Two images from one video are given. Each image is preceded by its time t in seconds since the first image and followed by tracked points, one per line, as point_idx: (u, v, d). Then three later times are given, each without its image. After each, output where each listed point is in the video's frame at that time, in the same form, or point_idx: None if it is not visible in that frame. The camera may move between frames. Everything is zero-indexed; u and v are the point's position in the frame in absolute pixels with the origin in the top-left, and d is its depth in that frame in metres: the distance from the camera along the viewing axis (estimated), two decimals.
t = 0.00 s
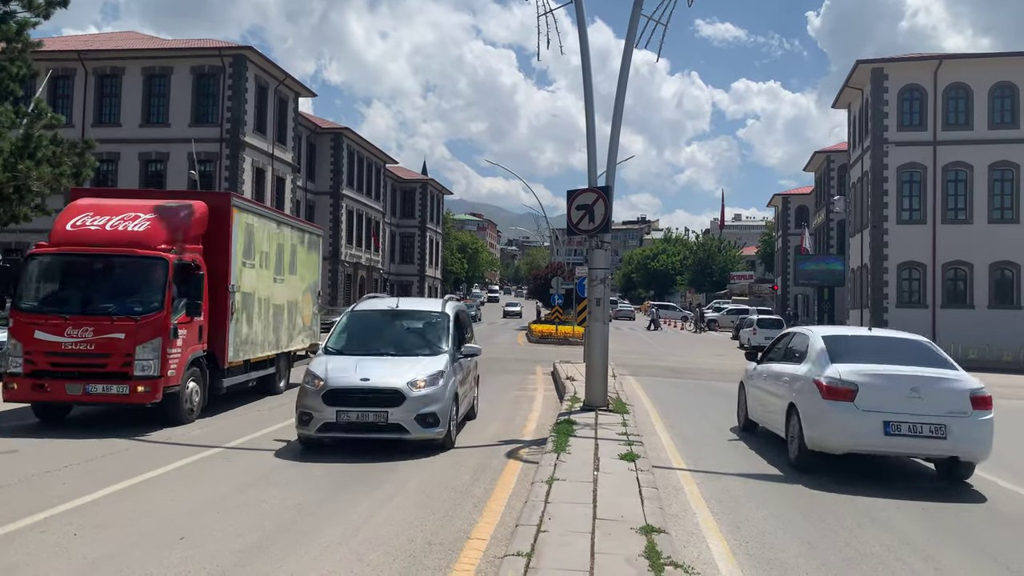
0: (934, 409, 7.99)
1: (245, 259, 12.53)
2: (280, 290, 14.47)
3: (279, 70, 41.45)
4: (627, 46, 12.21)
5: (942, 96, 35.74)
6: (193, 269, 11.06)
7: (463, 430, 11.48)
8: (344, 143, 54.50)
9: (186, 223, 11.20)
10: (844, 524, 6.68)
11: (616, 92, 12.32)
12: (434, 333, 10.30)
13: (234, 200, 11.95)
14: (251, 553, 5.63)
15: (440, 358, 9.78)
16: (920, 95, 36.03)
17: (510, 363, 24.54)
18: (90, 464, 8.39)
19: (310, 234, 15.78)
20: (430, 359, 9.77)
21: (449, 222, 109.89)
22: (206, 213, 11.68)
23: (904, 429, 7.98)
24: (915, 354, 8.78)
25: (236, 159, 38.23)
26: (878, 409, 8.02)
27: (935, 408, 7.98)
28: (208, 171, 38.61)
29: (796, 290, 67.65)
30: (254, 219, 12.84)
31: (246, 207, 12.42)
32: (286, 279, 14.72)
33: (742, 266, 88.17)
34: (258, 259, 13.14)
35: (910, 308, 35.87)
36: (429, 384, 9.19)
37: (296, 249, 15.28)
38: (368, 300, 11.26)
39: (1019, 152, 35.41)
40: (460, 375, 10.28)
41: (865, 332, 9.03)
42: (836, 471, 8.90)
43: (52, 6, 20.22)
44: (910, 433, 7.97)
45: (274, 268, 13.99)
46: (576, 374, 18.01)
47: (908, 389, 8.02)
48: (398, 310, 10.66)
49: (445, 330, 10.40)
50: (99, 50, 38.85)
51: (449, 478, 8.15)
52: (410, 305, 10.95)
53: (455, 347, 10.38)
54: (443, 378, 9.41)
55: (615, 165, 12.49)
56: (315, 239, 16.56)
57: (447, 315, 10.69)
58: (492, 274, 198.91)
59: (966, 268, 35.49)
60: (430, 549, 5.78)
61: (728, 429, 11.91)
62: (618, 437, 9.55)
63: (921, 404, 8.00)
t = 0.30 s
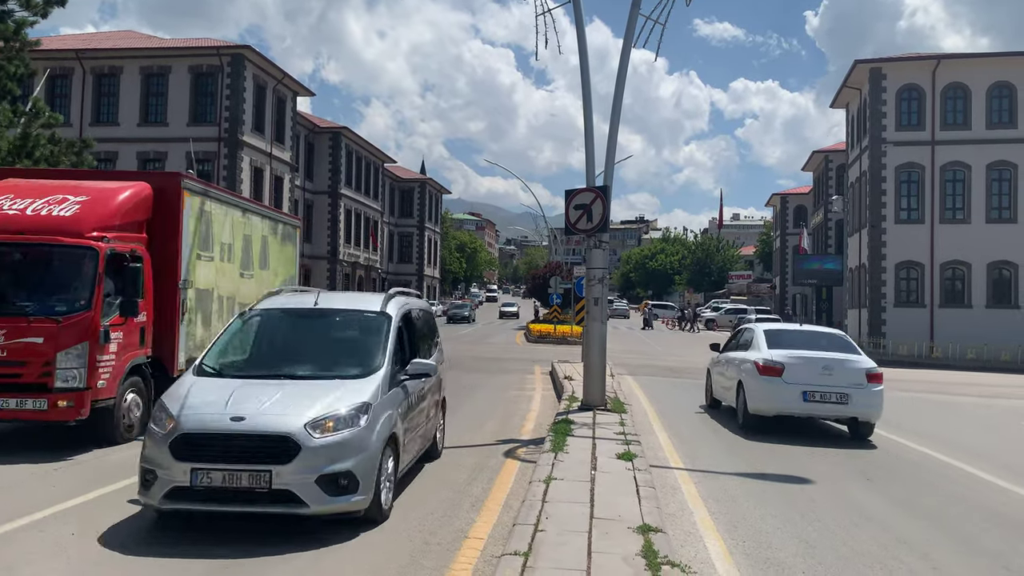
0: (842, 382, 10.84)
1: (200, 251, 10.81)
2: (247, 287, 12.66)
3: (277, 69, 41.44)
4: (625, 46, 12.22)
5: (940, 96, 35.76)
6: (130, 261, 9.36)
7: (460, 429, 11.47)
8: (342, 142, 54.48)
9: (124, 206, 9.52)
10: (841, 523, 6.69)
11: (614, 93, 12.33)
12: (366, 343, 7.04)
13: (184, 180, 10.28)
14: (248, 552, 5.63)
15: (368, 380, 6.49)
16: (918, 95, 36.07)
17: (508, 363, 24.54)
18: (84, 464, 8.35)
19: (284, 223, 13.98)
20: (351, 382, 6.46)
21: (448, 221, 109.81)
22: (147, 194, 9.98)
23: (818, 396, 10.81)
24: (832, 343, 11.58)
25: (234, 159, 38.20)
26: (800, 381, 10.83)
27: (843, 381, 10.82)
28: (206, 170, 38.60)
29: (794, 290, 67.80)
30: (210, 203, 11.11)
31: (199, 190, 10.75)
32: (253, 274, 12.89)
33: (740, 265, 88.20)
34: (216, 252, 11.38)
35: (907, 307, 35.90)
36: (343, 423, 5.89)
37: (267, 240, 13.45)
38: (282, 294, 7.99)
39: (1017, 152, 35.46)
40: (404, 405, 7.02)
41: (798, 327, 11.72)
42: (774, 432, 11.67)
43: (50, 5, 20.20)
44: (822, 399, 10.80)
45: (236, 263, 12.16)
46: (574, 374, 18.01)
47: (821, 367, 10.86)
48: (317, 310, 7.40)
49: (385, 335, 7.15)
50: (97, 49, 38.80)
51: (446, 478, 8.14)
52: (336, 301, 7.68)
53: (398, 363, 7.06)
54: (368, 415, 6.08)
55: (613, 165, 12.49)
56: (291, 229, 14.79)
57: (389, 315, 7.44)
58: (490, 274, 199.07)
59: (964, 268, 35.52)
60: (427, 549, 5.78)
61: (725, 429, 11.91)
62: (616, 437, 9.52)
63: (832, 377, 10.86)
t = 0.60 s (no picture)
0: (785, 368, 13.23)
1: (134, 244, 7.89)
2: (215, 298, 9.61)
3: (275, 69, 41.42)
4: (623, 46, 12.23)
5: (938, 96, 35.80)
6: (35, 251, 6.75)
7: (458, 429, 11.47)
8: (341, 142, 54.48)
9: (36, 182, 7.07)
10: (839, 522, 6.71)
11: (612, 92, 12.32)
12: (179, 370, 3.63)
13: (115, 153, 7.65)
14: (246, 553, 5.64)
15: (135, 460, 3.09)
16: (916, 95, 36.11)
17: (507, 362, 24.57)
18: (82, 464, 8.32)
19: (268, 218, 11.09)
20: (94, 468, 3.03)
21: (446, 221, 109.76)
22: (68, 170, 7.43)
23: (766, 379, 13.22)
24: (783, 338, 13.99)
25: (233, 158, 38.16)
26: (751, 366, 13.28)
27: (786, 367, 13.22)
28: (204, 169, 38.59)
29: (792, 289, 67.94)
30: (152, 183, 8.24)
31: (134, 165, 7.97)
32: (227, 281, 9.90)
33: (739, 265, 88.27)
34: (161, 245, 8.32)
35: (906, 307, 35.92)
36: (36, 571, 2.53)
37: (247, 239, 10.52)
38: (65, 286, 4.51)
39: (1016, 152, 35.48)
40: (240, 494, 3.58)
41: (755, 325, 14.14)
42: (734, 409, 14.09)
43: (48, 5, 20.16)
44: (769, 381, 13.21)
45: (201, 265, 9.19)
46: (572, 374, 18.03)
47: (769, 355, 13.27)
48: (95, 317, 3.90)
49: (215, 353, 3.72)
50: (95, 49, 38.78)
51: (445, 478, 8.12)
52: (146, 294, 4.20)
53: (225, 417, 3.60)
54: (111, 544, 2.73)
55: (611, 165, 12.48)
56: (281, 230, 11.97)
57: (225, 320, 3.89)
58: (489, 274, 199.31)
59: (962, 268, 35.56)
60: (425, 548, 5.78)
61: (723, 429, 11.94)
62: (614, 437, 9.51)
63: (778, 363, 13.27)
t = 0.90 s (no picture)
0: (748, 358, 15.73)
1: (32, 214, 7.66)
2: (100, 270, 8.83)
3: (274, 68, 41.38)
4: (622, 45, 12.24)
5: (937, 95, 35.84)
6: None
7: (456, 429, 11.50)
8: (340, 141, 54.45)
9: None
10: (837, 521, 6.72)
11: (611, 92, 12.33)
12: None
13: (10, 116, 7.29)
14: (246, 551, 5.63)
15: None
16: (915, 95, 36.13)
17: (506, 362, 24.61)
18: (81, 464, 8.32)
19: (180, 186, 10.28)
20: None
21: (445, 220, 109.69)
22: None
23: (732, 367, 15.72)
24: (748, 333, 16.49)
25: (231, 158, 38.14)
26: (719, 357, 15.78)
27: (749, 357, 15.73)
28: (203, 169, 38.59)
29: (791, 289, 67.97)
30: (63, 153, 8.17)
31: (36, 132, 7.75)
32: (118, 251, 9.13)
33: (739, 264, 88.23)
34: (78, 220, 8.44)
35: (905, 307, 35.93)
36: None
37: (151, 208, 9.74)
38: None
39: (1015, 151, 35.51)
40: None
41: (725, 323, 16.59)
42: (707, 394, 16.58)
43: (47, 5, 20.18)
44: (735, 370, 15.72)
45: (79, 232, 8.46)
46: (571, 373, 18.06)
47: (734, 348, 15.76)
48: None
49: None
50: (94, 48, 38.74)
51: (443, 477, 8.14)
52: None
53: None
54: None
55: (610, 165, 12.49)
56: (205, 199, 11.18)
57: None
58: (489, 274, 199.34)
59: (961, 267, 35.58)
60: (423, 547, 5.78)
61: (721, 429, 11.97)
62: (612, 437, 9.53)
63: (743, 354, 15.81)
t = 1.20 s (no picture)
0: (722, 352, 17.81)
1: None
2: None
3: (274, 67, 41.36)
4: (621, 44, 12.23)
5: (936, 95, 35.84)
6: None
7: (455, 428, 11.53)
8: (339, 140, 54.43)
9: None
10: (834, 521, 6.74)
11: (610, 91, 12.33)
12: None
13: None
14: (244, 550, 5.64)
15: None
16: (915, 94, 36.10)
17: (505, 361, 24.67)
18: (80, 464, 8.29)
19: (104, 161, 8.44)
20: None
21: (444, 220, 109.60)
22: None
23: (708, 359, 17.79)
24: (722, 330, 18.60)
25: (231, 158, 38.13)
26: (697, 351, 17.85)
27: (723, 352, 17.80)
28: (202, 169, 38.58)
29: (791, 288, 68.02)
30: None
31: None
32: (13, 238, 7.23)
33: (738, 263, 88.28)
34: None
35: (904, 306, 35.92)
36: None
37: (65, 185, 7.91)
38: None
39: (1014, 151, 35.53)
40: None
41: (703, 321, 18.68)
42: (687, 383, 18.69)
43: (46, 4, 20.16)
44: (711, 362, 17.79)
45: None
46: (570, 373, 18.12)
47: (709, 343, 17.84)
48: None
49: None
50: (93, 48, 38.72)
51: (442, 476, 8.16)
52: None
53: None
54: None
55: (609, 164, 12.49)
56: (142, 179, 9.35)
57: None
58: (488, 273, 199.43)
59: (961, 267, 35.60)
60: (421, 546, 5.79)
61: (719, 428, 12.02)
62: (611, 436, 9.56)
63: (717, 348, 17.87)
